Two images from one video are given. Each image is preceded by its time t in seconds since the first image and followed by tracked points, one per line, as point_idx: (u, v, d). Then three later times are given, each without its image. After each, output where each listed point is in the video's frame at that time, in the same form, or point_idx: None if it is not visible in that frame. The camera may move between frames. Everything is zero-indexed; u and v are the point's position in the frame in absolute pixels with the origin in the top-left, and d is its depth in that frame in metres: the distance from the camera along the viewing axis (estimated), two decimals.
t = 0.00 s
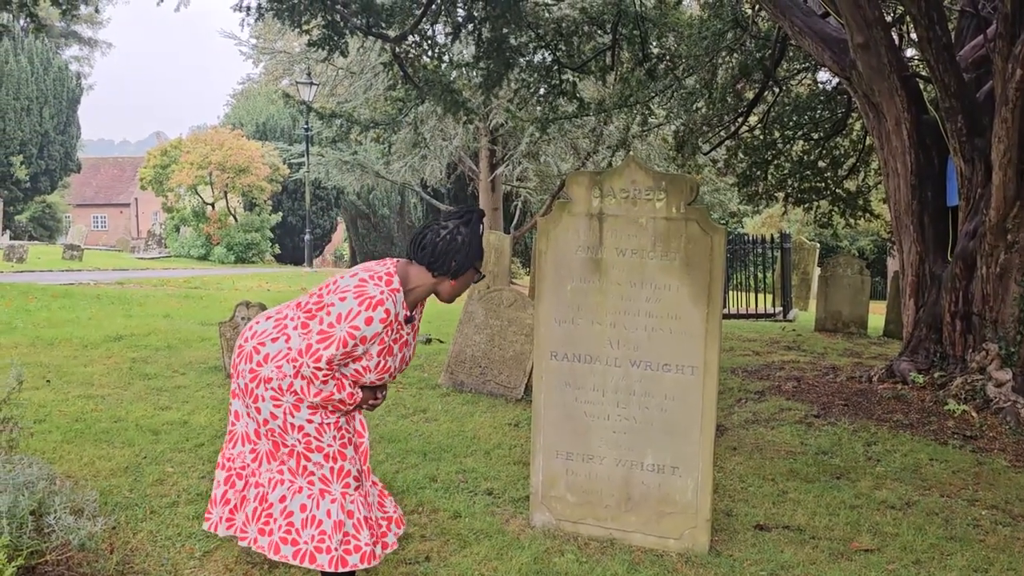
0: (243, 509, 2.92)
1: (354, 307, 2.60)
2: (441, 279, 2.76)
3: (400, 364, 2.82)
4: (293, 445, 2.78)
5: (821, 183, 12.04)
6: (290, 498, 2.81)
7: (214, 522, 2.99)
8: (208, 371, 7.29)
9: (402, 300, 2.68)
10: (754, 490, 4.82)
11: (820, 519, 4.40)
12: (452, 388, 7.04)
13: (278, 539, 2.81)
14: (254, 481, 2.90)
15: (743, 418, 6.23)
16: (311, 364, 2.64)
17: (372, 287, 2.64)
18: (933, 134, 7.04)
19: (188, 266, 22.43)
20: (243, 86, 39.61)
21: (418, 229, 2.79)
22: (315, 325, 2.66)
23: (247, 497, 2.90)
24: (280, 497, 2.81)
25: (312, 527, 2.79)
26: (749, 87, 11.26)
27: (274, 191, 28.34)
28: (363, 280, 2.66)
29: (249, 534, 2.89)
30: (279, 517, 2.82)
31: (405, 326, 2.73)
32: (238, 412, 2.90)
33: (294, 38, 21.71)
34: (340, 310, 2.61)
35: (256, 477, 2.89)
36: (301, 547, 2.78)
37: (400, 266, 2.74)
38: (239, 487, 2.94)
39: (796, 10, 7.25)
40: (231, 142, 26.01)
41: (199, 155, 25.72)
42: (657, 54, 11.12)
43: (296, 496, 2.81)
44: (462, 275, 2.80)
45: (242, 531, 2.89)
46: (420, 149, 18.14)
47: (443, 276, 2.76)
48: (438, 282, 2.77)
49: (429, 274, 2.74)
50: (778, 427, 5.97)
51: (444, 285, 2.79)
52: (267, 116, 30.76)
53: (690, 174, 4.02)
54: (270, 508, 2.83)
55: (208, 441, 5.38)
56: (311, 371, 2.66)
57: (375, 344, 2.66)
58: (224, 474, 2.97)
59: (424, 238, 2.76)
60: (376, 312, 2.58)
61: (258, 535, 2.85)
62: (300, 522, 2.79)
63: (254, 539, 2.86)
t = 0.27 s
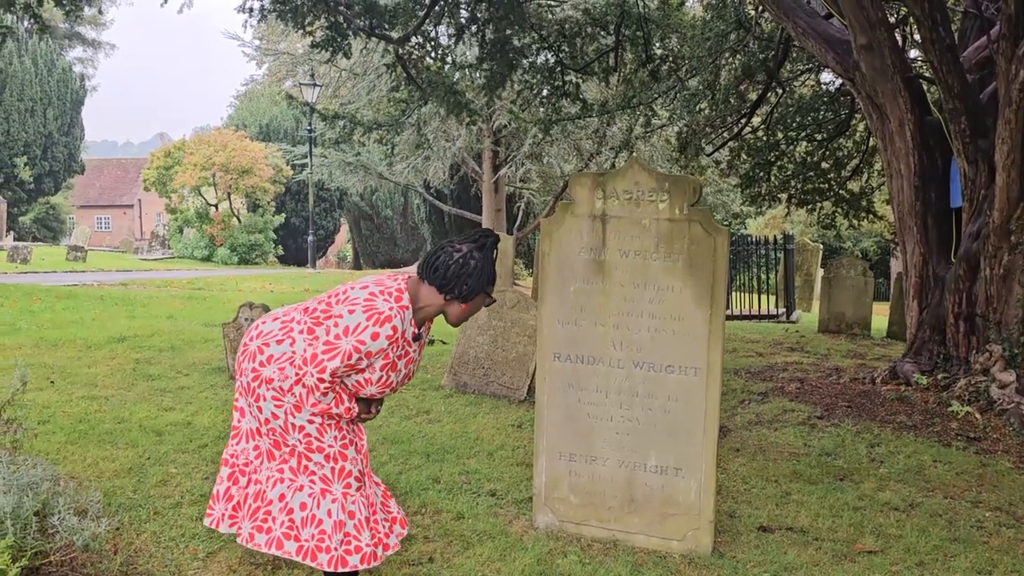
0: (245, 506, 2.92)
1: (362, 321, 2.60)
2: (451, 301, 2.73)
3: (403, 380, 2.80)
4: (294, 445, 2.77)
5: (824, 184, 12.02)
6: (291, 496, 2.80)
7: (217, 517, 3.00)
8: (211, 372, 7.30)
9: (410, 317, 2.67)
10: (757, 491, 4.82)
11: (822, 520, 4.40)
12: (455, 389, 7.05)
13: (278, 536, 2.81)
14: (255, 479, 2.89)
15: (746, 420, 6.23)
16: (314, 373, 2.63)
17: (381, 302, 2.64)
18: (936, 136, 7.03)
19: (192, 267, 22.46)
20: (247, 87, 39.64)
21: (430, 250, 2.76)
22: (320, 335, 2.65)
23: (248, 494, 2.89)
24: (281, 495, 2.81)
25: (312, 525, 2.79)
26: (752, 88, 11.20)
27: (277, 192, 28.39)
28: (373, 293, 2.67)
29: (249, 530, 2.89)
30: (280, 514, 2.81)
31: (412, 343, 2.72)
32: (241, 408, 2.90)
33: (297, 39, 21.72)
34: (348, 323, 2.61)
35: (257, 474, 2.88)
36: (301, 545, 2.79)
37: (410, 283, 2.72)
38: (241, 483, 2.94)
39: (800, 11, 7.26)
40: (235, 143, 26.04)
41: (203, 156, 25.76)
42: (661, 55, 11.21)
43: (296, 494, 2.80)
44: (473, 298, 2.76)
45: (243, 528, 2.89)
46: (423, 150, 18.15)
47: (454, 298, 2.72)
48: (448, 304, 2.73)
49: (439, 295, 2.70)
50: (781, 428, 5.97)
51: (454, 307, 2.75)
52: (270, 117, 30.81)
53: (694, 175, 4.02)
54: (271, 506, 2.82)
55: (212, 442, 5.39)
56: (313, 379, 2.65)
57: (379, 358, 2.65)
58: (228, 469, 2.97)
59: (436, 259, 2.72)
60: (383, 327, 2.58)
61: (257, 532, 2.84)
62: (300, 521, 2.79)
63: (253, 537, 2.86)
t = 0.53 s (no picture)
0: (249, 504, 2.92)
1: (365, 327, 2.60)
2: (455, 310, 2.74)
3: (406, 386, 2.79)
4: (296, 445, 2.77)
5: (826, 185, 12.03)
6: (293, 496, 2.80)
7: (222, 515, 3.01)
8: (213, 373, 7.30)
9: (412, 325, 2.66)
10: (759, 492, 4.82)
11: (823, 521, 4.41)
12: (456, 390, 7.05)
13: (278, 535, 2.80)
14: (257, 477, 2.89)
15: (747, 421, 6.23)
16: (315, 376, 2.63)
17: (384, 308, 2.64)
18: (938, 136, 7.03)
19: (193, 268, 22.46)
20: (248, 88, 39.64)
21: (437, 259, 2.78)
22: (323, 339, 2.65)
23: (251, 493, 2.89)
24: (283, 494, 2.80)
25: (313, 525, 2.78)
26: (754, 89, 11.34)
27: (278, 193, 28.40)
28: (376, 299, 2.67)
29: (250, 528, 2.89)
30: (281, 514, 2.81)
31: (415, 351, 2.71)
32: (245, 407, 2.90)
33: (299, 39, 21.72)
34: (350, 328, 2.61)
35: (260, 473, 2.88)
36: (301, 544, 2.78)
37: (414, 291, 2.73)
38: (244, 482, 2.94)
39: (801, 12, 7.25)
40: (236, 143, 26.07)
41: (205, 156, 25.78)
42: (662, 56, 11.25)
43: (297, 494, 2.79)
44: (477, 308, 2.77)
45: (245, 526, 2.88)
46: (425, 150, 18.15)
47: (458, 308, 2.73)
48: (452, 313, 2.74)
49: (443, 304, 2.71)
50: (783, 429, 5.96)
51: (458, 317, 2.76)
52: (271, 118, 30.83)
53: (695, 176, 4.02)
54: (272, 505, 2.82)
55: (213, 443, 5.39)
56: (314, 382, 2.64)
57: (381, 364, 2.64)
58: (232, 468, 2.97)
59: (441, 268, 2.73)
60: (384, 334, 2.58)
61: (259, 531, 2.83)
62: (301, 521, 2.78)
63: (254, 535, 2.85)
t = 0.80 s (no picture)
0: (250, 502, 2.92)
1: (363, 326, 2.60)
2: (455, 311, 2.72)
3: (405, 388, 2.79)
4: (295, 444, 2.76)
5: (827, 185, 12.00)
6: (293, 495, 2.79)
7: (225, 513, 3.01)
8: (214, 372, 7.30)
9: (411, 326, 2.66)
10: (760, 492, 4.81)
11: (824, 520, 4.41)
12: (457, 390, 7.05)
13: (278, 533, 2.80)
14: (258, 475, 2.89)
15: (748, 421, 6.22)
16: (314, 376, 2.63)
17: (383, 308, 2.64)
18: (940, 137, 7.01)
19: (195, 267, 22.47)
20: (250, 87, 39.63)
21: (437, 259, 2.77)
22: (322, 338, 2.65)
23: (252, 490, 2.89)
24: (283, 493, 2.80)
25: (312, 523, 2.78)
26: (755, 88, 11.32)
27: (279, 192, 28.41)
28: (375, 300, 2.67)
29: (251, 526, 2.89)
30: (282, 512, 2.81)
31: (415, 351, 2.71)
32: (247, 405, 2.91)
33: (300, 39, 21.72)
34: (349, 328, 2.61)
35: (261, 471, 2.88)
36: (300, 543, 2.78)
37: (414, 291, 2.72)
38: (247, 479, 2.94)
39: (803, 11, 7.26)
40: (237, 142, 26.09)
41: (206, 156, 25.80)
42: (663, 55, 11.26)
43: (298, 492, 2.79)
44: (476, 310, 2.75)
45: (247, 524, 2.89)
46: (426, 149, 18.16)
47: (457, 309, 2.72)
48: (452, 314, 2.73)
49: (443, 304, 2.70)
50: (784, 429, 5.96)
51: (458, 318, 2.74)
52: (273, 117, 30.85)
53: (696, 176, 4.01)
54: (273, 503, 2.82)
55: (214, 443, 5.39)
56: (313, 382, 2.64)
57: (379, 364, 2.64)
58: (234, 466, 2.97)
59: (441, 268, 2.72)
60: (382, 334, 2.58)
61: (259, 529, 2.83)
62: (300, 519, 2.78)
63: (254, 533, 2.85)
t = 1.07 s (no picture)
0: (250, 499, 2.91)
1: (361, 325, 2.60)
2: (453, 311, 2.72)
3: (405, 386, 2.78)
4: (294, 441, 2.76)
5: (829, 183, 11.99)
6: (293, 492, 2.79)
7: (224, 510, 2.97)
8: (215, 370, 7.30)
9: (409, 325, 2.66)
10: (761, 490, 4.81)
11: (825, 519, 4.40)
12: (458, 387, 7.05)
13: (276, 530, 2.80)
14: (258, 473, 2.88)
15: (750, 419, 6.21)
16: (312, 375, 2.63)
17: (380, 307, 2.64)
18: (942, 135, 7.01)
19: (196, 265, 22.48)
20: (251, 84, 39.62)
21: (435, 258, 2.77)
22: (320, 337, 2.65)
23: (252, 487, 2.89)
24: (282, 490, 2.79)
25: (311, 521, 2.78)
26: (757, 87, 11.28)
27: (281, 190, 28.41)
28: (373, 298, 2.67)
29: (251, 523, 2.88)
30: (280, 509, 2.80)
31: (413, 350, 2.71)
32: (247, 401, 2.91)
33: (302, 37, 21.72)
34: (346, 327, 2.61)
35: (261, 468, 2.88)
36: (298, 539, 2.78)
37: (412, 290, 2.72)
38: (246, 477, 2.94)
39: (805, 10, 7.25)
40: (239, 140, 26.10)
41: (207, 154, 25.81)
42: (665, 54, 11.26)
43: (297, 489, 2.78)
44: (474, 309, 2.74)
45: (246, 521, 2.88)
46: (427, 148, 18.16)
47: (454, 308, 2.71)
48: (449, 313, 2.72)
49: (440, 304, 2.70)
50: (785, 428, 5.96)
51: (456, 317, 2.74)
52: (274, 115, 30.85)
53: (698, 174, 4.01)
54: (272, 500, 2.82)
55: (215, 440, 5.39)
56: (311, 381, 2.64)
57: (377, 364, 2.64)
58: (235, 463, 2.97)
59: (440, 267, 2.72)
60: (380, 333, 2.58)
61: (258, 527, 2.83)
62: (299, 516, 2.77)
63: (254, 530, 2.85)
